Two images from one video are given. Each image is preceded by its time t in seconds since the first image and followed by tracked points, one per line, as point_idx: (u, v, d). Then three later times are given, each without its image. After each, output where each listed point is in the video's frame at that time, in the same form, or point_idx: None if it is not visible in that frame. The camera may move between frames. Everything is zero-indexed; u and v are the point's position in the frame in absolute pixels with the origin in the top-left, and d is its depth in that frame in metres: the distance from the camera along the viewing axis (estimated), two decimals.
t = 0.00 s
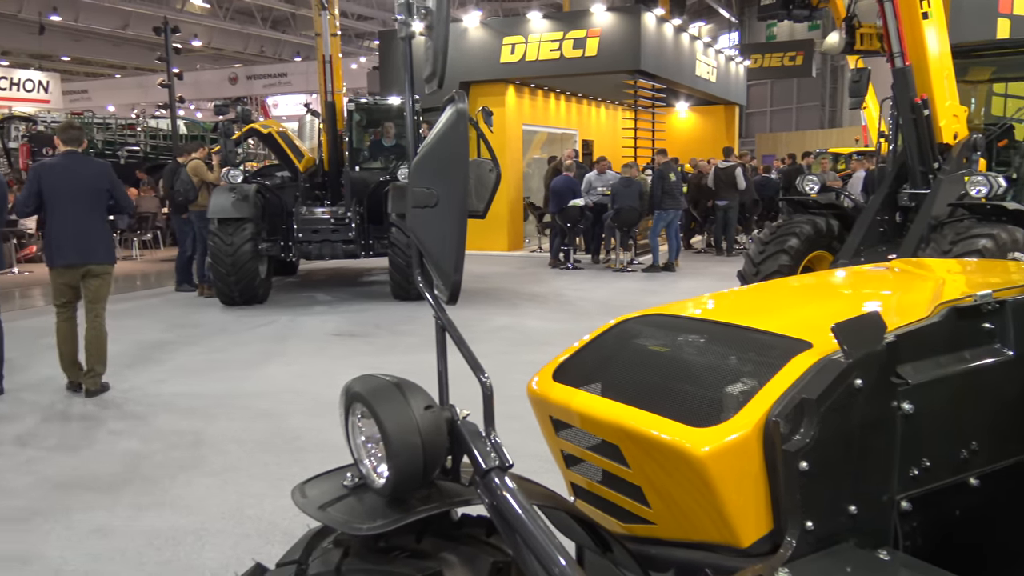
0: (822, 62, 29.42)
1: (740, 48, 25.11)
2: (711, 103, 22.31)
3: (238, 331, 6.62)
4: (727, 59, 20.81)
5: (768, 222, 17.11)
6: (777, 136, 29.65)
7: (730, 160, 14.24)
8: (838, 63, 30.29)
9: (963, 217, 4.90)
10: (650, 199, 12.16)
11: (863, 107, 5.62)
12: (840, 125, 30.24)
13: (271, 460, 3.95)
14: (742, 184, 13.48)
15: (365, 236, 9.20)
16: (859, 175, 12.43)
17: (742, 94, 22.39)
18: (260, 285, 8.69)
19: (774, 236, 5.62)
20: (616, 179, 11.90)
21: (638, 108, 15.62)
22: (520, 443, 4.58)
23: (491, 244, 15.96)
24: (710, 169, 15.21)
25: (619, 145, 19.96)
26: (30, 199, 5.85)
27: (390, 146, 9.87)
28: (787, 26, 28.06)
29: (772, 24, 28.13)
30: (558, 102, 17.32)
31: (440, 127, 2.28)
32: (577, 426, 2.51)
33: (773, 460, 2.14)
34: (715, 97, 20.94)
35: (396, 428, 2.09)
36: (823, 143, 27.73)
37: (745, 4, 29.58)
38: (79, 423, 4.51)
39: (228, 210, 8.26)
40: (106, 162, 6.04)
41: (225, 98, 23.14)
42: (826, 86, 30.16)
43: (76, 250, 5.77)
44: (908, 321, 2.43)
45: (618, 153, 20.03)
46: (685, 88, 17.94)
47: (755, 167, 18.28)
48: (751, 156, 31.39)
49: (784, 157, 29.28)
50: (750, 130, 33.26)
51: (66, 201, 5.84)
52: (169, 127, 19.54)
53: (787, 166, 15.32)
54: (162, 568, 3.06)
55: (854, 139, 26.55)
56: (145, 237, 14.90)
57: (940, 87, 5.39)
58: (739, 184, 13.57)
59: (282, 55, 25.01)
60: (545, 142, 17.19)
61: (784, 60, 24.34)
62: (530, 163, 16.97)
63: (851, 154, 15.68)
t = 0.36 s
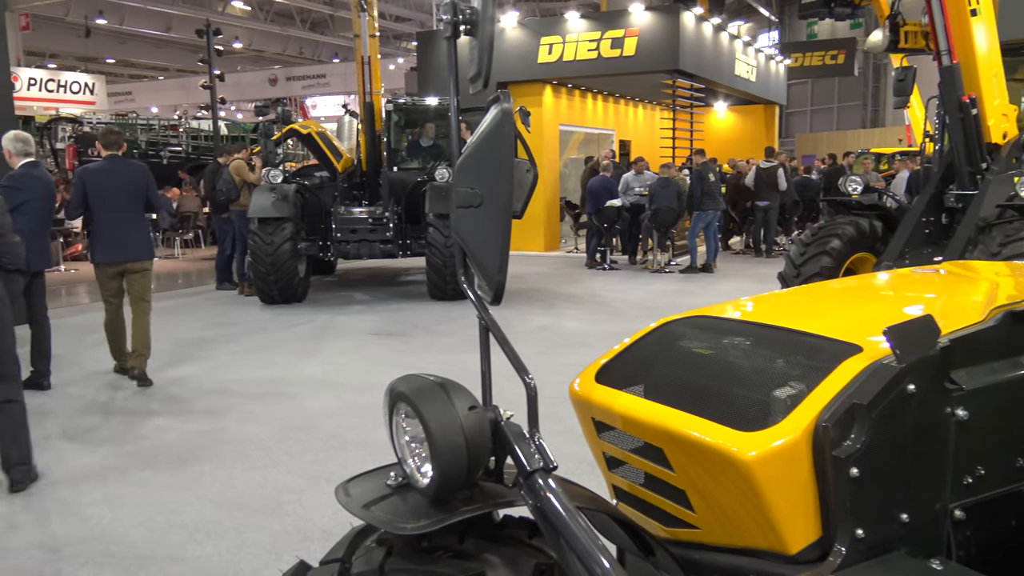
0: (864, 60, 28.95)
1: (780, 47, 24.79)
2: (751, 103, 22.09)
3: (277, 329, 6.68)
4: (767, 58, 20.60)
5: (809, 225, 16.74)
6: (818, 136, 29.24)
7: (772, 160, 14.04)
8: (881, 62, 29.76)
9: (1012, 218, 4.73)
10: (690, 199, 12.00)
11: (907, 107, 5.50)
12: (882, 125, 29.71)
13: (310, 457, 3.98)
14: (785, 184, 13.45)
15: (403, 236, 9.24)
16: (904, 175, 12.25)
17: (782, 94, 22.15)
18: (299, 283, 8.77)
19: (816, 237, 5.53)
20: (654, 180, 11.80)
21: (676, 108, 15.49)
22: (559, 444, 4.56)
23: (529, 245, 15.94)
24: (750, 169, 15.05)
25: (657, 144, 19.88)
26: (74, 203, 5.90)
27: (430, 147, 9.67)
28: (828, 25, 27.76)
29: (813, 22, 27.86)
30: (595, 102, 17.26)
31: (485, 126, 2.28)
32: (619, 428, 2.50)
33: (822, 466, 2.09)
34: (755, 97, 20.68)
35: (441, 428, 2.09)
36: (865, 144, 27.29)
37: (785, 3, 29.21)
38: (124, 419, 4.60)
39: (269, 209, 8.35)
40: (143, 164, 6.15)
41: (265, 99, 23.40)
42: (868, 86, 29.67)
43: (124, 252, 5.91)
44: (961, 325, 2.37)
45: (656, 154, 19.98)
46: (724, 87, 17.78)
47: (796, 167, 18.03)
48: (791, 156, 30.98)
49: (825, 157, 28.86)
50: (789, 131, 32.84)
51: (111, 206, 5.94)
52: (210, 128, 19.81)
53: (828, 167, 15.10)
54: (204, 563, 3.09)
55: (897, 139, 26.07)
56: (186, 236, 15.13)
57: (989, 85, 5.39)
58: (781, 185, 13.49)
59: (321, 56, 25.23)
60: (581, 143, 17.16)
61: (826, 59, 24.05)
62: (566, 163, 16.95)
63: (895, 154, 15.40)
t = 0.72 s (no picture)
0: (913, 57, 28.32)
1: (826, 44, 24.34)
2: (795, 101, 21.79)
3: (319, 326, 6.74)
4: (812, 56, 20.28)
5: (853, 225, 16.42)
6: (863, 135, 28.70)
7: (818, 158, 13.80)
8: (930, 59, 29.09)
9: None
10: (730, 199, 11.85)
11: (958, 104, 5.36)
12: (931, 123, 29.03)
13: (351, 454, 4.00)
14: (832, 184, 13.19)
15: (443, 234, 9.30)
16: (953, 173, 11.99)
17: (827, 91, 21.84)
18: (341, 281, 8.87)
19: (864, 237, 5.41)
20: (695, 179, 11.69)
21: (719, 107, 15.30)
22: (603, 445, 4.53)
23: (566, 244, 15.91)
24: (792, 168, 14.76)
25: (699, 144, 19.66)
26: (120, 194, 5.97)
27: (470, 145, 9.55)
28: (876, 21, 27.25)
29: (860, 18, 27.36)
30: (637, 101, 17.13)
31: (535, 125, 2.26)
32: (666, 430, 2.46)
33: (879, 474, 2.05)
34: (799, 95, 20.33)
35: (489, 428, 2.08)
36: (912, 143, 26.71)
37: None
38: (170, 412, 4.67)
39: (311, 207, 8.42)
40: (186, 161, 6.24)
41: (306, 98, 23.58)
42: (917, 83, 29.03)
43: (168, 243, 6.05)
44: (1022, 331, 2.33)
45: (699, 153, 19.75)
46: (768, 85, 17.57)
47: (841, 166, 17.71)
48: (835, 155, 30.45)
49: (871, 157, 28.31)
50: (834, 129, 32.30)
51: (156, 198, 6.02)
52: (253, 127, 20.02)
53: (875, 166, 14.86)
54: (248, 556, 3.12)
55: (947, 138, 25.47)
56: (230, 233, 15.35)
57: None
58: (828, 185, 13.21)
59: (362, 55, 25.36)
60: (622, 141, 17.03)
61: (872, 56, 23.60)
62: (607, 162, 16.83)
63: (943, 153, 15.04)
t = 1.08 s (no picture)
0: (967, 52, 27.61)
1: (877, 40, 23.81)
2: (845, 98, 21.40)
3: (363, 323, 6.79)
4: (861, 52, 19.89)
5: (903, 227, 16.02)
6: (914, 132, 28.07)
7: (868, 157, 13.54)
8: (985, 54, 28.32)
9: None
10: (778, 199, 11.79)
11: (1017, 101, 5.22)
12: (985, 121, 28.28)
13: (396, 450, 4.02)
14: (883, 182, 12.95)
15: (487, 232, 9.16)
16: (1009, 173, 11.67)
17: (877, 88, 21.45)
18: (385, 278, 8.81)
19: (916, 237, 5.29)
20: (741, 177, 11.56)
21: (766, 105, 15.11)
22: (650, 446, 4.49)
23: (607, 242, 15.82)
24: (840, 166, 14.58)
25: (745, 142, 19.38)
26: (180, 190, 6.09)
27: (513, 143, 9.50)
28: (929, 15, 26.63)
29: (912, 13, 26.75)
30: (684, 98, 16.92)
31: (589, 122, 2.24)
32: (718, 431, 2.42)
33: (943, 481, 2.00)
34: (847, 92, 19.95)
35: (542, 427, 2.07)
36: (965, 141, 26.06)
37: None
38: (219, 406, 4.74)
39: (356, 205, 8.51)
40: (242, 162, 6.33)
41: (351, 97, 23.76)
42: (971, 79, 28.29)
43: (222, 239, 6.12)
44: None
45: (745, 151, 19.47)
46: (816, 82, 17.29)
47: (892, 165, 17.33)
48: (884, 153, 29.82)
49: (922, 155, 27.69)
50: (884, 127, 31.64)
51: (213, 195, 6.10)
52: (299, 125, 20.17)
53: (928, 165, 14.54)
54: (295, 550, 3.15)
55: (1002, 136, 24.78)
56: (276, 230, 15.54)
57: None
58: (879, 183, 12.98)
59: (406, 54, 25.42)
60: (666, 139, 16.83)
61: (925, 52, 23.09)
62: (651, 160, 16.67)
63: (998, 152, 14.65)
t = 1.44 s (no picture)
0: None
1: (933, 37, 23.19)
2: (900, 96, 20.96)
3: (409, 320, 6.82)
4: (917, 49, 19.43)
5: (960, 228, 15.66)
6: (972, 131, 27.34)
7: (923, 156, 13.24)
8: None
9: None
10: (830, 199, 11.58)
11: None
12: None
13: (443, 448, 4.03)
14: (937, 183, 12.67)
15: (533, 231, 9.17)
16: None
17: (932, 86, 21.07)
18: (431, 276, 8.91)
19: (975, 240, 5.14)
20: (792, 177, 11.30)
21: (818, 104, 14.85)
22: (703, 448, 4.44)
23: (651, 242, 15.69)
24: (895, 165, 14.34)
25: (797, 141, 19.04)
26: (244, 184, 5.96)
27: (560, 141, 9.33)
28: (989, 10, 25.94)
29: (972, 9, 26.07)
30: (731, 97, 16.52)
31: (648, 122, 2.21)
32: (775, 436, 2.38)
33: (1015, 492, 1.93)
34: (902, 90, 19.50)
35: (599, 429, 2.05)
36: None
37: None
38: (269, 401, 4.80)
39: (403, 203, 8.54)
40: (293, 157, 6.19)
41: (398, 96, 23.92)
42: None
43: (283, 234, 6.09)
44: None
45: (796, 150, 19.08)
46: (870, 80, 16.94)
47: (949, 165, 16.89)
48: (940, 152, 29.08)
49: (979, 155, 26.94)
50: (939, 126, 30.90)
51: (272, 192, 6.03)
52: (347, 124, 20.30)
53: (987, 165, 14.16)
54: (342, 546, 3.17)
55: None
56: (324, 228, 15.69)
57: None
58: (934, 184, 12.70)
59: (452, 53, 25.44)
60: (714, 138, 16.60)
61: (984, 49, 22.48)
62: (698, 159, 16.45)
63: None
